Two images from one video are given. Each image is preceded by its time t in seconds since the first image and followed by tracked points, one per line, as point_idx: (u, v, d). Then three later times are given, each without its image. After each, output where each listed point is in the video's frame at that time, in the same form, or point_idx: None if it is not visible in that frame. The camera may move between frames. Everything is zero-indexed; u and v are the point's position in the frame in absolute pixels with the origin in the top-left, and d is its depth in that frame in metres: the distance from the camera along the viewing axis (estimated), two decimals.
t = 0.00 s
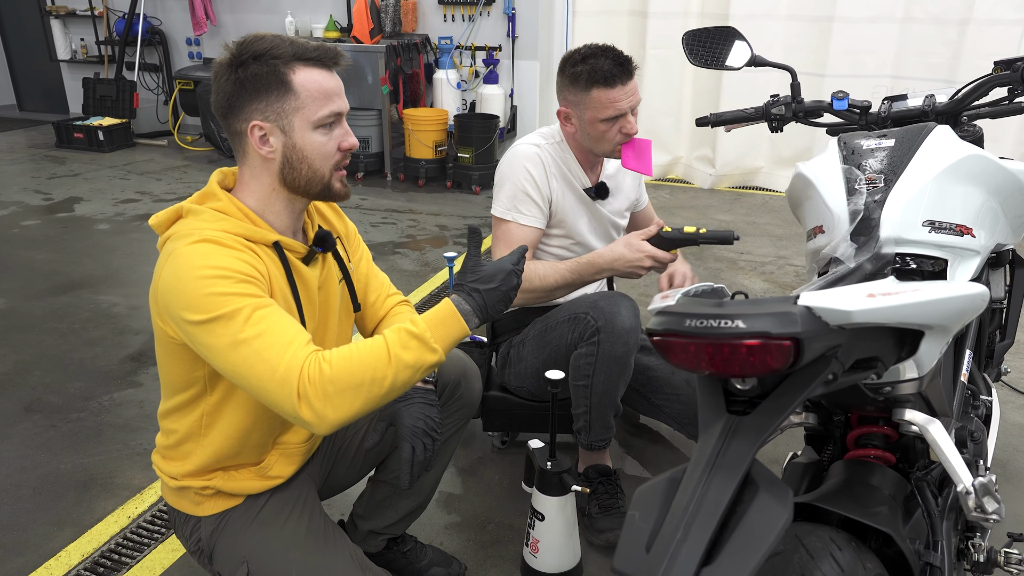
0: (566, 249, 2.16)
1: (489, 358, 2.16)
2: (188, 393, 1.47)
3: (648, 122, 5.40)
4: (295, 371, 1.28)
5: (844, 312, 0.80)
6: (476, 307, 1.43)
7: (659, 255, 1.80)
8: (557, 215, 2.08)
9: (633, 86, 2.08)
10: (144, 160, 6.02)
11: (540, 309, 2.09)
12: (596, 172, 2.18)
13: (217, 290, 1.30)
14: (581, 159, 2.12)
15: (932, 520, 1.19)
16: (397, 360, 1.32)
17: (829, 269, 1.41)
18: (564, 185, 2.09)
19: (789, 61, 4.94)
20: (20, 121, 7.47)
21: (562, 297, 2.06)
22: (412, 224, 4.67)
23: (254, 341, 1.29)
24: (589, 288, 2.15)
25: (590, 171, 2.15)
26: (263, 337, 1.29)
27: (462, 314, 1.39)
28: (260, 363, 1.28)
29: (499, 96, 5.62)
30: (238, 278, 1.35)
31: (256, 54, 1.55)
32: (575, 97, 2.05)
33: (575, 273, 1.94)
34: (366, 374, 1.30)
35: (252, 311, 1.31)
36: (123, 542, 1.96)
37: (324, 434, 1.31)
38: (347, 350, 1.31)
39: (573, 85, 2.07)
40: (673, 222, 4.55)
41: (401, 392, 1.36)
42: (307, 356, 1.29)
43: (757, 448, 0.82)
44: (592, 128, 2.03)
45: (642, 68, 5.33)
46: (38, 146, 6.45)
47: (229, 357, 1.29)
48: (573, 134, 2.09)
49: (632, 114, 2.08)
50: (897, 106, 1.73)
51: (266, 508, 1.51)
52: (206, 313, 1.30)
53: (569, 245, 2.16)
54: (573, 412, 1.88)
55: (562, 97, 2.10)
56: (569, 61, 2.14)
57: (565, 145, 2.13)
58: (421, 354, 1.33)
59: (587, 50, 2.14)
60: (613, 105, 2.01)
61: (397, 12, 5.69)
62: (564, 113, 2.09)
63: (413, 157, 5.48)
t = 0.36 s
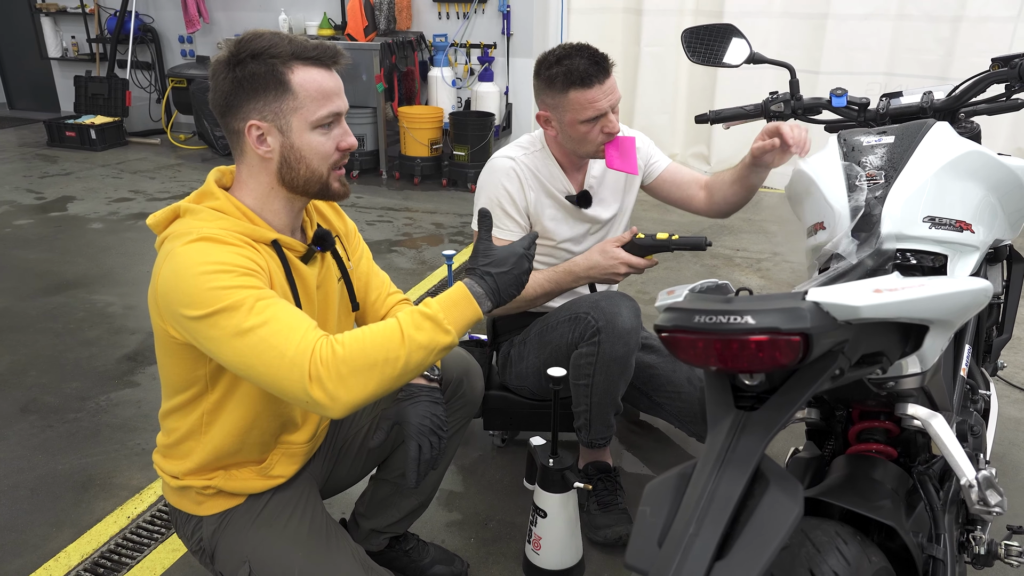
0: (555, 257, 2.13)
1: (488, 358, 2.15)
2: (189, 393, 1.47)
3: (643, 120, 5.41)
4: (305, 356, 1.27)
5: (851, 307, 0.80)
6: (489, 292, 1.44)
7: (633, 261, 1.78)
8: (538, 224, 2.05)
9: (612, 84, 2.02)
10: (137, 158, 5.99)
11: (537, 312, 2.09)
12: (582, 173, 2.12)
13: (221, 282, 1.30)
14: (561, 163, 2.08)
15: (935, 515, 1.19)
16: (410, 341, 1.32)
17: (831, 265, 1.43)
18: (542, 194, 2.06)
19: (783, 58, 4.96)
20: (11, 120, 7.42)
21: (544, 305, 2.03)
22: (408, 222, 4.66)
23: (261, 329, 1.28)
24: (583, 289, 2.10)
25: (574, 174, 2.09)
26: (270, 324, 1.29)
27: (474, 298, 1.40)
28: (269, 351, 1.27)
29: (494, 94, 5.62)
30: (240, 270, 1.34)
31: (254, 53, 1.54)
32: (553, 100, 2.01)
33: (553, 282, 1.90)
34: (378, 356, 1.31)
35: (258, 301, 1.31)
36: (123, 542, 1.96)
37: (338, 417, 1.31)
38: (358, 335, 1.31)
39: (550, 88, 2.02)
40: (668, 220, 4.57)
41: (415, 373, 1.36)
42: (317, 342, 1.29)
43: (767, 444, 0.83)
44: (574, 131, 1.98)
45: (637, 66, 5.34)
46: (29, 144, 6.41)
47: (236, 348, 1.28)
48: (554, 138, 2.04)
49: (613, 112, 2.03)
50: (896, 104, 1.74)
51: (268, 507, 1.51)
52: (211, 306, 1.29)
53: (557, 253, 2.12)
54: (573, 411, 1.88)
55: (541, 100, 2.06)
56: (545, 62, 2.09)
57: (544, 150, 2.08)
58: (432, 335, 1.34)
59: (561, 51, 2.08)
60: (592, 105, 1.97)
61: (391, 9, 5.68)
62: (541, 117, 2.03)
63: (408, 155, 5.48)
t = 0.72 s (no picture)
0: (551, 262, 2.02)
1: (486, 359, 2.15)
2: (189, 392, 1.46)
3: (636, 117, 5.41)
4: (309, 353, 1.27)
5: (859, 300, 0.81)
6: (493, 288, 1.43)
7: (633, 260, 1.74)
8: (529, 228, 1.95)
9: (592, 81, 1.90)
10: (128, 156, 5.96)
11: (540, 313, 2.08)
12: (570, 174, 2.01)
13: (223, 282, 1.30)
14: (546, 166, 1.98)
15: (936, 506, 1.20)
16: (415, 338, 1.32)
17: (830, 262, 1.40)
18: (528, 196, 1.96)
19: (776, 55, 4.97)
20: None
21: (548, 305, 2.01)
22: (403, 220, 4.66)
23: (263, 327, 1.28)
24: (580, 290, 2.08)
25: (561, 176, 1.99)
26: (273, 322, 1.28)
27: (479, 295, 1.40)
28: (272, 349, 1.27)
29: (487, 91, 5.61)
30: (241, 269, 1.34)
31: (250, 50, 1.51)
32: (532, 103, 1.89)
33: (552, 287, 1.89)
34: (383, 352, 1.30)
35: (260, 299, 1.30)
36: (121, 541, 1.95)
37: (342, 414, 1.31)
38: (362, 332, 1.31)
39: (528, 90, 1.91)
40: (662, 216, 4.58)
41: (420, 370, 1.36)
42: (321, 340, 1.29)
43: (775, 435, 0.84)
44: (556, 132, 1.87)
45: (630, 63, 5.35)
46: (18, 143, 6.36)
47: (238, 347, 1.28)
48: (538, 141, 1.94)
49: (596, 109, 1.90)
50: (892, 99, 1.76)
51: (270, 505, 1.51)
52: (213, 307, 1.28)
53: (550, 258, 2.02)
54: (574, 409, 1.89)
55: (520, 104, 1.95)
56: (521, 64, 1.97)
57: (527, 154, 1.98)
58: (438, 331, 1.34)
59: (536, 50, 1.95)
60: (573, 104, 1.85)
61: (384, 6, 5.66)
62: (523, 121, 1.93)
63: (401, 152, 5.47)
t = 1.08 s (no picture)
0: (545, 262, 2.02)
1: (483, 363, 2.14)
2: (188, 391, 1.45)
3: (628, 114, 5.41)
4: (295, 351, 1.25)
5: (863, 295, 0.81)
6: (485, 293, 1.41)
7: (626, 258, 1.73)
8: (525, 229, 1.94)
9: (588, 84, 1.89)
10: (117, 155, 5.91)
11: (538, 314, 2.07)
12: (564, 174, 2.00)
13: (215, 278, 1.29)
14: (540, 167, 1.97)
15: (936, 499, 1.21)
16: (403, 338, 1.29)
17: (829, 256, 1.43)
18: (523, 198, 1.94)
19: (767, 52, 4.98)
20: None
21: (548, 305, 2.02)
22: (395, 217, 4.65)
23: (251, 324, 1.26)
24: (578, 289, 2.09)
25: (555, 176, 1.99)
26: (261, 319, 1.27)
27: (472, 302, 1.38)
28: (258, 345, 1.25)
29: (479, 88, 5.59)
30: (234, 266, 1.34)
31: (236, 47, 1.49)
32: (528, 106, 1.88)
33: (547, 286, 1.86)
34: (371, 352, 1.28)
35: (250, 296, 1.29)
36: (118, 541, 1.94)
37: (325, 415, 1.28)
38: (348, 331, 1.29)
39: (523, 93, 1.88)
40: (655, 213, 4.59)
41: (409, 375, 1.33)
42: (308, 337, 1.27)
43: (783, 429, 0.85)
44: (552, 135, 1.86)
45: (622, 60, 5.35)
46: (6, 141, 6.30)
47: (226, 342, 1.27)
48: (532, 143, 1.93)
49: (592, 111, 1.90)
50: (888, 94, 1.76)
51: (271, 504, 1.50)
52: (203, 301, 1.28)
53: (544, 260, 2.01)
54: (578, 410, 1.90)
55: (515, 106, 1.93)
56: (515, 66, 1.95)
57: (521, 156, 1.97)
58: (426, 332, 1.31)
59: (531, 52, 1.93)
60: (570, 108, 1.84)
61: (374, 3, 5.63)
62: (517, 123, 1.92)
63: (393, 150, 5.46)
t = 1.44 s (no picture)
0: (544, 259, 2.01)
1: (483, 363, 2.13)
2: (182, 388, 1.45)
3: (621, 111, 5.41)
4: (244, 352, 1.20)
5: (870, 288, 0.82)
6: (449, 287, 1.30)
7: (627, 247, 1.74)
8: (525, 226, 1.94)
9: (591, 81, 1.89)
10: (108, 153, 5.87)
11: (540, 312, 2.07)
12: (564, 170, 2.01)
13: (186, 275, 1.28)
14: (540, 163, 1.97)
15: (937, 492, 1.22)
16: (353, 343, 1.21)
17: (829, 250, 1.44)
18: (523, 194, 1.94)
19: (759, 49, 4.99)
20: None
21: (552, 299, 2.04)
22: (389, 215, 4.64)
23: (211, 323, 1.24)
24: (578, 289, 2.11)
25: (555, 173, 1.99)
26: (222, 318, 1.24)
27: (435, 306, 1.26)
28: (214, 345, 1.22)
29: (472, 86, 5.58)
30: (210, 262, 1.32)
31: (236, 45, 1.47)
32: (530, 102, 1.87)
33: (547, 280, 1.85)
34: (318, 357, 1.20)
35: (217, 294, 1.26)
36: (116, 541, 1.93)
37: (277, 422, 1.23)
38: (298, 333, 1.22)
39: (524, 90, 1.88)
40: (648, 210, 4.59)
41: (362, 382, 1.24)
42: (261, 339, 1.22)
43: (792, 421, 0.86)
44: (554, 131, 1.86)
45: (614, 57, 5.35)
46: None
47: (190, 338, 1.25)
48: (533, 140, 1.92)
49: (594, 109, 1.90)
50: (883, 90, 1.77)
51: (270, 500, 1.49)
52: (176, 298, 1.27)
53: (543, 257, 2.01)
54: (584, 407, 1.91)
55: (516, 102, 1.92)
56: (518, 60, 1.95)
57: (522, 153, 1.97)
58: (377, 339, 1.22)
59: (534, 48, 1.93)
60: (573, 105, 1.84)
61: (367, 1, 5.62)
62: (519, 119, 1.91)
63: (386, 148, 5.44)
